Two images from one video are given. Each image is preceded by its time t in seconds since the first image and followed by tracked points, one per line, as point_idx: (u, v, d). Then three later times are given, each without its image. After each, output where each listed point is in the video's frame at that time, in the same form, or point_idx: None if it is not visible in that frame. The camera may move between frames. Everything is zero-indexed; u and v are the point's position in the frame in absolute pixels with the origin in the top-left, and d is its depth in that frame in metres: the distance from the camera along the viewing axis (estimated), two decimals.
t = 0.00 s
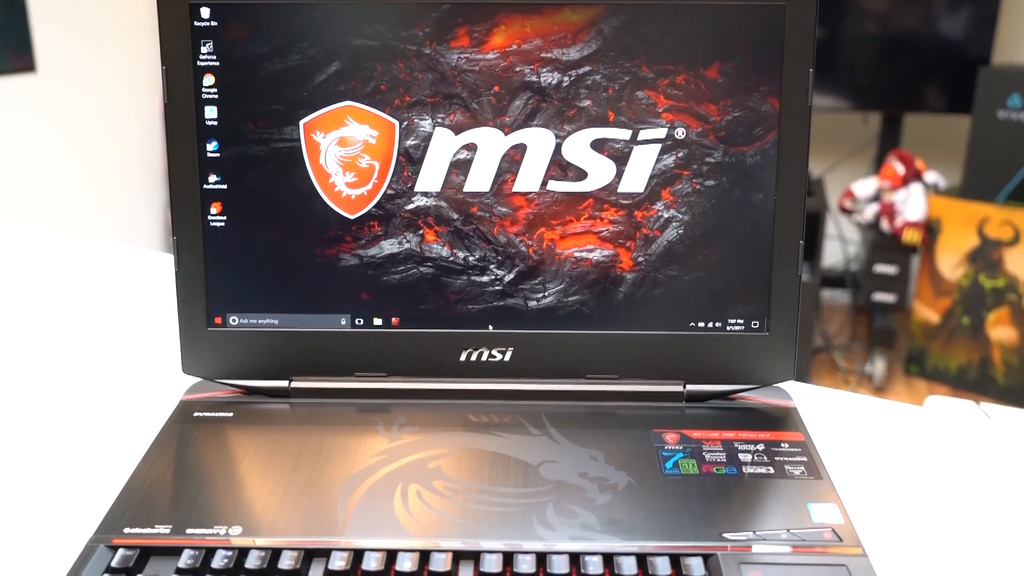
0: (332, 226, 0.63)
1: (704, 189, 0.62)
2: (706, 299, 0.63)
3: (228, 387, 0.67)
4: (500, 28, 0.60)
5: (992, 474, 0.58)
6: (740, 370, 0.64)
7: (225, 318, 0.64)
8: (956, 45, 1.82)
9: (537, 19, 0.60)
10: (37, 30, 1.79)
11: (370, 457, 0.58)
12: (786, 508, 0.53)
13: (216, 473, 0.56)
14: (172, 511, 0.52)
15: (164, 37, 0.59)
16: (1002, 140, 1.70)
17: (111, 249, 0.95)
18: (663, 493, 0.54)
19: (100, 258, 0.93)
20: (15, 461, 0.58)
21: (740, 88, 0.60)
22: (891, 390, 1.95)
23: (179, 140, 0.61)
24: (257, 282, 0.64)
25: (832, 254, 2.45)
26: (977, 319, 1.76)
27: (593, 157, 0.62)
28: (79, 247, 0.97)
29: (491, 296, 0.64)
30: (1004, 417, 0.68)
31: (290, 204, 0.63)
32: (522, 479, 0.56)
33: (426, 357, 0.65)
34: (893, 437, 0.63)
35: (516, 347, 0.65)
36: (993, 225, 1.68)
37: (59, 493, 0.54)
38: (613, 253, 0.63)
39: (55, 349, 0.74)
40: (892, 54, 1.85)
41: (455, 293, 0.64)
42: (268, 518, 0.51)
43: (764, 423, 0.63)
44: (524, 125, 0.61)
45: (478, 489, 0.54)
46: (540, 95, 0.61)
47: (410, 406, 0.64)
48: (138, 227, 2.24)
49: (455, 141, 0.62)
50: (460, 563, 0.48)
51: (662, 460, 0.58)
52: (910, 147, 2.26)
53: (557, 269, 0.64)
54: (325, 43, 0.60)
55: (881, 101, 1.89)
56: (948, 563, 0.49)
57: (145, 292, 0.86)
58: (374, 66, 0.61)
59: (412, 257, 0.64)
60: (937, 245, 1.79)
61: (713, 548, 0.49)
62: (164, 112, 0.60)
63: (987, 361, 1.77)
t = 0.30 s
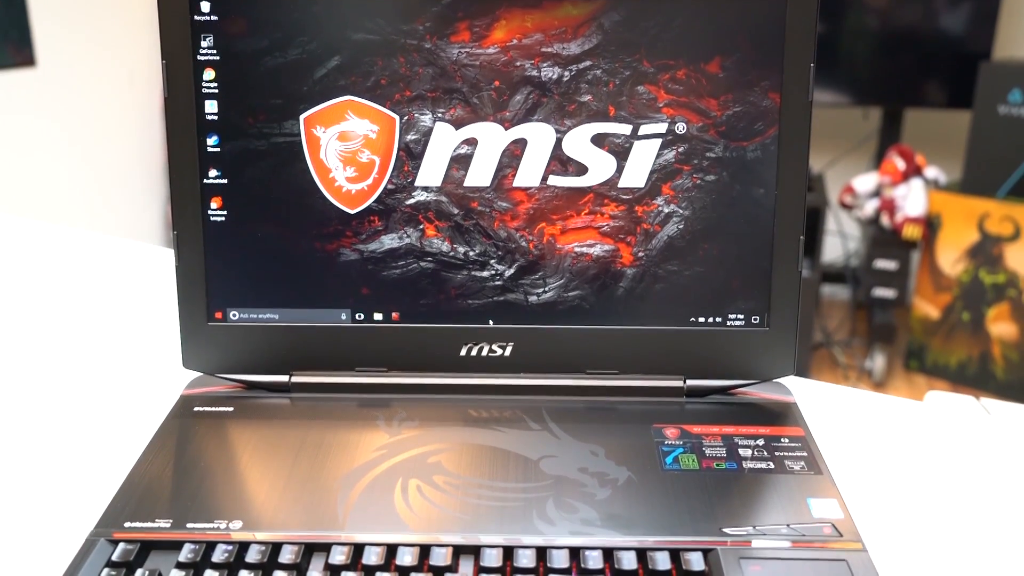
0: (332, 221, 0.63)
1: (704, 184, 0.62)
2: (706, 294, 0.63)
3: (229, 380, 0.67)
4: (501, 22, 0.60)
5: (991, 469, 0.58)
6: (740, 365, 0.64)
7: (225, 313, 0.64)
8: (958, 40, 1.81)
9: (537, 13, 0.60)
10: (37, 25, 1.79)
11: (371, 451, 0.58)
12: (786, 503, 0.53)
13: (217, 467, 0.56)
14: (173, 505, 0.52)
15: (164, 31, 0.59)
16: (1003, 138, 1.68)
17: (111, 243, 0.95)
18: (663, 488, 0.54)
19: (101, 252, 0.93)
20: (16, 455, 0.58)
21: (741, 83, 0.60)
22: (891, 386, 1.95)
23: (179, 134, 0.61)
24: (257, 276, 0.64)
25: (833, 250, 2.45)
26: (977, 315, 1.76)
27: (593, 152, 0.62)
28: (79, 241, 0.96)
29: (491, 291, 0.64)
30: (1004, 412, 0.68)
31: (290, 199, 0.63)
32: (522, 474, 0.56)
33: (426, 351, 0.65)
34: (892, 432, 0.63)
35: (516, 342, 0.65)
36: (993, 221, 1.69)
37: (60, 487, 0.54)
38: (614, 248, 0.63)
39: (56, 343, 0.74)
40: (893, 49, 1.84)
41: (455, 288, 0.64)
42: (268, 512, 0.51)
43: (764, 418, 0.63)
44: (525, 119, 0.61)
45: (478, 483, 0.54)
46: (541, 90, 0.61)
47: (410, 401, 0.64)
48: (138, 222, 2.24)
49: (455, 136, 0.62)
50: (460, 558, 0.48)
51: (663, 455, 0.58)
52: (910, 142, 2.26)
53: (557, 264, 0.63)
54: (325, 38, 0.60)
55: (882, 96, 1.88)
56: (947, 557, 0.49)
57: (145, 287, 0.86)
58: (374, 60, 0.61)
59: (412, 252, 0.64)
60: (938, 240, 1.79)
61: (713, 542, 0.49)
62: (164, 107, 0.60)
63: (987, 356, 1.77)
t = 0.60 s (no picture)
0: (333, 217, 0.63)
1: (705, 180, 0.62)
2: (707, 290, 0.63)
3: (229, 377, 0.67)
4: (501, 18, 0.60)
5: (992, 466, 0.58)
6: (740, 361, 0.64)
7: (226, 309, 0.64)
8: (959, 36, 1.81)
9: (538, 9, 0.60)
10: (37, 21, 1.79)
11: (372, 448, 0.58)
12: (787, 499, 0.53)
13: (218, 463, 0.56)
14: (174, 502, 0.52)
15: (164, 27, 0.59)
16: (1003, 133, 1.70)
17: (111, 240, 0.95)
18: (664, 484, 0.54)
19: (101, 248, 0.93)
20: (17, 452, 0.58)
21: (742, 79, 0.60)
22: (891, 383, 1.95)
23: (179, 130, 0.61)
24: (258, 273, 0.64)
25: (833, 246, 2.45)
26: (977, 312, 1.75)
27: (594, 148, 0.62)
28: (80, 237, 0.96)
29: (492, 288, 0.64)
30: (1005, 408, 0.68)
31: (291, 195, 0.63)
32: (522, 470, 0.56)
33: (426, 348, 0.65)
34: (893, 429, 0.63)
35: (517, 338, 0.65)
36: (993, 217, 1.68)
37: (61, 484, 0.54)
38: (614, 244, 0.63)
39: (57, 339, 0.74)
40: (895, 45, 1.84)
41: (456, 284, 0.64)
42: (269, 509, 0.51)
43: (765, 415, 0.63)
44: (525, 116, 0.61)
45: (479, 479, 0.55)
46: (541, 86, 0.61)
47: (410, 397, 0.64)
48: (138, 218, 2.24)
49: (456, 132, 0.62)
50: (461, 554, 0.48)
51: (663, 451, 0.58)
52: (912, 138, 2.25)
53: (558, 261, 0.63)
54: (326, 34, 0.60)
55: (884, 92, 1.88)
56: (948, 554, 0.49)
57: (145, 283, 0.86)
58: (375, 56, 0.60)
59: (413, 248, 0.64)
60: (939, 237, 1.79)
61: (714, 539, 0.49)
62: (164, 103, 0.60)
63: (988, 353, 1.76)
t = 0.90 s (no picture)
0: (334, 213, 0.63)
1: (706, 177, 0.62)
2: (708, 287, 0.63)
3: (230, 373, 0.67)
4: (502, 15, 0.60)
5: (993, 463, 0.58)
6: (741, 357, 0.64)
7: (227, 306, 0.64)
8: (962, 32, 1.80)
9: (539, 6, 0.60)
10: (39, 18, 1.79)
11: (373, 444, 0.58)
12: (788, 496, 0.53)
13: (219, 460, 0.56)
14: (175, 498, 0.52)
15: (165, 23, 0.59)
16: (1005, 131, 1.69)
17: (111, 237, 0.95)
18: (665, 481, 0.54)
19: (101, 245, 0.93)
20: (18, 449, 0.58)
21: (744, 76, 0.60)
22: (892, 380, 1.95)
23: (180, 126, 0.61)
24: (259, 269, 0.64)
25: (834, 243, 2.45)
26: (978, 309, 1.75)
27: (595, 145, 0.62)
28: (80, 234, 0.96)
29: (493, 284, 0.64)
30: (1006, 406, 0.68)
31: (292, 192, 0.63)
32: (523, 467, 0.56)
33: (427, 344, 0.65)
34: (894, 426, 0.63)
35: (518, 335, 0.65)
36: (994, 214, 1.68)
37: (62, 481, 0.54)
38: (615, 241, 0.63)
39: (57, 336, 0.74)
40: (897, 41, 1.83)
41: (457, 281, 0.64)
42: (270, 505, 0.51)
43: (766, 411, 0.63)
44: (527, 112, 0.61)
45: (480, 476, 0.55)
46: (542, 82, 0.61)
47: (411, 394, 0.65)
48: (139, 215, 2.23)
49: (457, 129, 0.62)
50: (461, 550, 0.48)
51: (664, 448, 0.58)
52: (913, 135, 2.25)
53: (559, 257, 0.63)
54: (327, 30, 0.60)
55: (886, 88, 1.88)
56: (949, 550, 0.49)
57: (146, 280, 0.86)
58: (375, 53, 0.60)
59: (414, 245, 0.63)
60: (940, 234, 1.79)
61: (715, 535, 0.49)
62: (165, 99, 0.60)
63: (989, 350, 1.76)
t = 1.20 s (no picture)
0: (334, 209, 0.63)
1: (708, 173, 0.61)
2: (709, 283, 0.63)
3: (230, 369, 0.67)
4: (503, 11, 0.60)
5: (994, 460, 0.58)
6: (742, 354, 0.64)
7: (228, 302, 0.64)
8: (965, 29, 1.80)
9: (540, 1, 0.59)
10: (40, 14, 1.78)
11: (373, 440, 0.58)
12: (788, 492, 0.53)
13: (220, 456, 0.56)
14: (176, 494, 0.52)
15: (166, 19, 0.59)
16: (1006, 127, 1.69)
17: (112, 233, 0.95)
18: (665, 477, 0.54)
19: (102, 241, 0.93)
20: (19, 445, 0.58)
21: (746, 72, 0.59)
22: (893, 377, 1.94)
23: (181, 122, 0.61)
24: (259, 265, 0.64)
25: (835, 241, 2.44)
26: (980, 306, 1.75)
27: (597, 141, 0.61)
28: (80, 230, 0.96)
29: (494, 281, 0.64)
30: (1007, 402, 0.68)
31: (293, 188, 0.63)
32: (524, 462, 0.56)
33: (428, 340, 0.65)
34: (895, 423, 0.63)
35: (519, 331, 0.65)
36: (998, 211, 1.67)
37: (63, 477, 0.54)
38: (616, 238, 0.63)
39: (58, 332, 0.74)
40: (900, 37, 1.83)
41: (458, 277, 0.64)
42: (271, 501, 0.51)
43: (767, 408, 0.63)
44: (528, 108, 0.61)
45: (480, 472, 0.55)
46: (544, 78, 0.61)
47: (412, 390, 0.64)
48: (140, 211, 2.23)
49: (458, 125, 0.61)
50: (462, 546, 0.48)
51: (665, 445, 0.58)
52: (915, 132, 2.24)
53: (560, 254, 0.63)
54: (328, 26, 0.60)
55: (888, 85, 1.87)
56: (949, 547, 0.49)
57: (147, 276, 0.86)
58: (377, 48, 0.60)
59: (415, 241, 0.63)
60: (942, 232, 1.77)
61: (715, 532, 0.49)
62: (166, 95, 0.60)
63: (990, 347, 1.76)
